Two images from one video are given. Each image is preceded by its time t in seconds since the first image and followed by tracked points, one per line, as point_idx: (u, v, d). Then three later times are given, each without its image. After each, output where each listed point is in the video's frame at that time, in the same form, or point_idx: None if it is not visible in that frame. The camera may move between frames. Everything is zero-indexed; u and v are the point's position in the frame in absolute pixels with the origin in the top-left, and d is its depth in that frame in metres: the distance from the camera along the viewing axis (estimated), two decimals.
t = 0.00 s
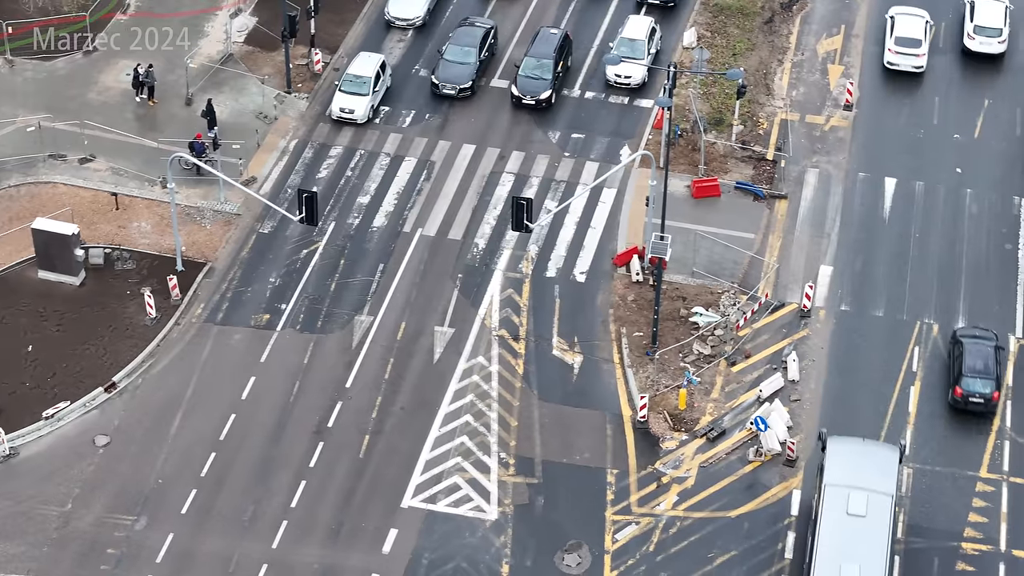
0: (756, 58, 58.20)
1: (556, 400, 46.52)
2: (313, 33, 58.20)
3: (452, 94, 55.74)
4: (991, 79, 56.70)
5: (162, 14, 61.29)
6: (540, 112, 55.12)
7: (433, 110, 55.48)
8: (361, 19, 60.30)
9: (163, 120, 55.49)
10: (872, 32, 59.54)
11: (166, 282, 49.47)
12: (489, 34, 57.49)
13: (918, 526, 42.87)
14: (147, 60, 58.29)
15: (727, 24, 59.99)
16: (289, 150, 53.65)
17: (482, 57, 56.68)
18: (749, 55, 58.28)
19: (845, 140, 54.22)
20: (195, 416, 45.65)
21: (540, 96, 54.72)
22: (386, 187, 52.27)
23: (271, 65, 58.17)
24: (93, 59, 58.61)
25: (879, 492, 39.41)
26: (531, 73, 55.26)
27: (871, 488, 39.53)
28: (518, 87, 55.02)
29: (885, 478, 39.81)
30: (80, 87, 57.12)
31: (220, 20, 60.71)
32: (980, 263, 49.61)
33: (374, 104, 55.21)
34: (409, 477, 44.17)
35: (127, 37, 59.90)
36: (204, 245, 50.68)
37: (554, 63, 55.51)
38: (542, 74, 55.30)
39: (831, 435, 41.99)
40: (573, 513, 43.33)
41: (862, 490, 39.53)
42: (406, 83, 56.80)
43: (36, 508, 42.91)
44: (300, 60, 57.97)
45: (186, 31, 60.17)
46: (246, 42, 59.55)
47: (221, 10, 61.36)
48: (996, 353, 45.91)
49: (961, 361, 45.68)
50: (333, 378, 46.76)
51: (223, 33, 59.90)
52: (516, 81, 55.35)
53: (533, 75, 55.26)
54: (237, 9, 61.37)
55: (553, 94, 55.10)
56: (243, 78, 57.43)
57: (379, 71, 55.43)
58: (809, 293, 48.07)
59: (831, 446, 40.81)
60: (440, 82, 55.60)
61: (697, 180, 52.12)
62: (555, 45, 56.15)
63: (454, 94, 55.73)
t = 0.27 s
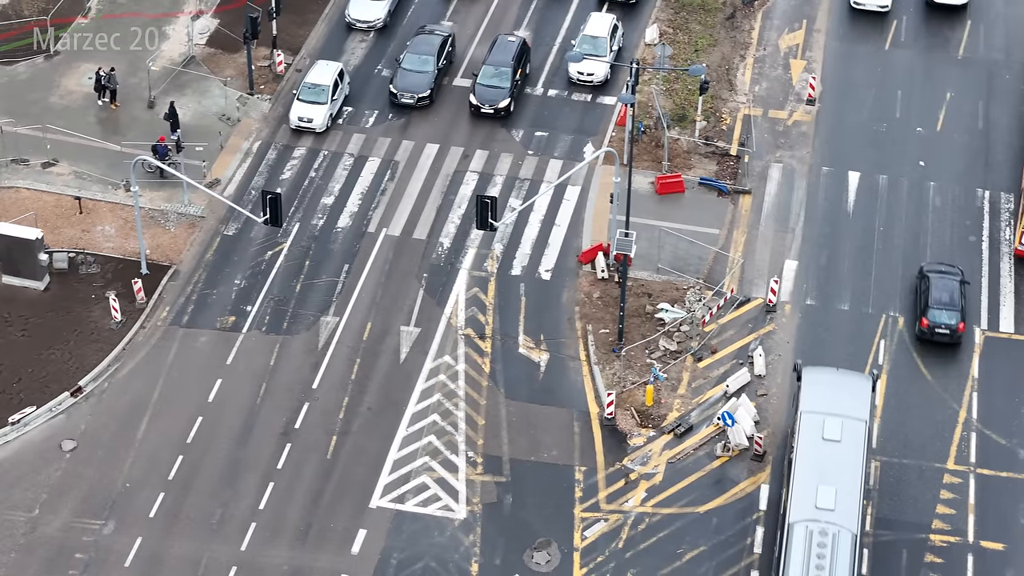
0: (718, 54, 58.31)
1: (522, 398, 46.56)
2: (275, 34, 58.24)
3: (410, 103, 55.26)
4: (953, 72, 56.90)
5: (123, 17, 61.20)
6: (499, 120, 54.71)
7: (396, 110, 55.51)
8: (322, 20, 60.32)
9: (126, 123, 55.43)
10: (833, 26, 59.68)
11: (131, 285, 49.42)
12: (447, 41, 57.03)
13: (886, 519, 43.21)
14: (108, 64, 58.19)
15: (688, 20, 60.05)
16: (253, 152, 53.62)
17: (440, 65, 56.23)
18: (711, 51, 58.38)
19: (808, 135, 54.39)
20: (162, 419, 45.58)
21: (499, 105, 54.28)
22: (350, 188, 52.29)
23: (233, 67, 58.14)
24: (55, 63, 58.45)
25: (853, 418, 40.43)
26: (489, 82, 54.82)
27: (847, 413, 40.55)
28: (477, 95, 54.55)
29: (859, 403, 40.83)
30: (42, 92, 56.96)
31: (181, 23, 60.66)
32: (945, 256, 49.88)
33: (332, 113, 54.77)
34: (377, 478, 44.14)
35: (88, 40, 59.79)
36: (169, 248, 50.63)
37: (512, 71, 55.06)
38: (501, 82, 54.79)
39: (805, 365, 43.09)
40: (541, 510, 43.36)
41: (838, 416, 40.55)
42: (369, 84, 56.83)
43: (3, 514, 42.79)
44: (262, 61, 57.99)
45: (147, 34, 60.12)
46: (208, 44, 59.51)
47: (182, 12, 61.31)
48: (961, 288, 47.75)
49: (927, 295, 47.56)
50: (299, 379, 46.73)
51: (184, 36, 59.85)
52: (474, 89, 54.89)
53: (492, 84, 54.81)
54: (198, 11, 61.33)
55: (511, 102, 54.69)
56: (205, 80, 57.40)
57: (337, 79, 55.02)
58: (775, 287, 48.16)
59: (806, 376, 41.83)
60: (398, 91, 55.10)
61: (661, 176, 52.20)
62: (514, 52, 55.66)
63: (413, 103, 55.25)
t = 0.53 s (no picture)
0: (680, 50, 58.34)
1: (489, 396, 46.58)
2: (236, 35, 58.28)
3: (368, 115, 54.81)
4: (914, 65, 57.44)
5: (84, 20, 61.01)
6: (457, 132, 54.31)
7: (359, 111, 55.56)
8: (284, 21, 60.30)
9: (89, 127, 55.33)
10: (795, 22, 59.91)
11: (96, 289, 49.34)
12: (404, 52, 56.61)
13: (854, 512, 43.45)
14: (70, 68, 58.02)
15: (651, 17, 60.00)
16: (216, 154, 53.66)
17: (398, 76, 55.79)
18: (673, 47, 58.39)
19: (771, 130, 54.65)
20: (129, 423, 45.49)
21: (457, 116, 53.89)
22: (314, 189, 52.34)
23: (195, 70, 58.11)
24: (16, 67, 58.20)
25: (824, 350, 42.48)
26: (446, 93, 54.48)
27: (818, 346, 42.60)
28: (434, 107, 54.16)
29: (830, 337, 42.95)
30: (3, 96, 56.72)
31: (143, 26, 60.56)
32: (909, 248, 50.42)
33: (290, 124, 54.34)
34: (345, 478, 44.12)
35: (49, 44, 59.56)
36: (133, 251, 50.57)
37: (470, 82, 54.75)
38: (458, 93, 54.58)
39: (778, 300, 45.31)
40: (510, 508, 43.39)
41: (810, 348, 42.58)
42: (331, 85, 56.87)
43: None
44: (224, 63, 58.04)
45: (108, 37, 60.00)
46: (170, 47, 59.44)
47: (143, 15, 61.20)
48: (925, 225, 49.79)
49: (893, 231, 49.61)
50: (265, 381, 46.70)
51: (146, 39, 59.76)
52: (432, 101, 54.51)
53: (449, 95, 54.48)
54: (159, 13, 61.22)
55: (469, 113, 54.31)
56: (167, 83, 57.34)
57: (294, 89, 54.65)
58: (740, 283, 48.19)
59: (780, 311, 43.90)
60: (355, 103, 54.66)
61: (625, 172, 52.24)
62: (471, 63, 55.36)
63: (370, 115, 54.80)
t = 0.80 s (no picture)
0: (642, 47, 58.48)
1: (455, 395, 46.58)
2: (197, 38, 58.32)
3: (324, 131, 54.29)
4: (876, 59, 57.83)
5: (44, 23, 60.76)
6: (414, 146, 53.85)
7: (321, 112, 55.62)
8: (245, 24, 60.31)
9: (51, 132, 55.21)
10: (756, 18, 60.13)
11: (59, 294, 49.27)
12: (359, 66, 56.03)
13: (822, 506, 43.47)
14: (31, 72, 57.82)
15: (612, 14, 60.26)
16: (179, 156, 53.75)
17: (354, 90, 55.21)
18: (635, 44, 58.59)
19: (734, 126, 54.86)
20: (95, 427, 45.40)
21: (413, 131, 53.41)
22: (277, 191, 52.43)
23: (157, 73, 58.06)
24: None
25: (793, 285, 44.48)
26: (403, 108, 53.98)
27: (788, 281, 44.67)
28: (390, 122, 53.67)
29: (799, 272, 44.95)
30: None
31: (104, 29, 60.41)
32: (872, 241, 50.96)
33: (246, 138, 53.82)
34: (312, 480, 44.09)
35: (9, 48, 59.31)
36: (97, 255, 50.51)
37: (426, 96, 54.25)
38: (415, 108, 54.03)
39: (747, 241, 47.26)
40: (478, 508, 43.37)
41: (780, 282, 44.64)
42: (293, 87, 56.92)
43: None
44: (185, 66, 58.08)
45: (68, 41, 59.83)
46: (131, 50, 59.33)
47: (104, 18, 61.02)
48: (887, 165, 52.13)
49: (856, 171, 51.85)
50: (230, 383, 46.64)
51: (107, 42, 59.63)
52: (388, 116, 54.01)
53: (406, 109, 53.98)
54: (120, 16, 61.06)
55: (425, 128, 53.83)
56: (129, 86, 57.24)
57: (250, 103, 54.16)
58: (705, 280, 48.30)
59: (749, 249, 45.92)
60: (311, 119, 54.13)
61: (588, 171, 52.47)
62: (428, 76, 54.75)
63: (327, 131, 54.28)
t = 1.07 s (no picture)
0: (604, 45, 58.89)
1: (422, 395, 46.59)
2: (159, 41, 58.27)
3: (280, 149, 53.76)
4: (837, 53, 58.55)
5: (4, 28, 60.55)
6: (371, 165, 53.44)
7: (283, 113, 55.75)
8: (206, 26, 60.33)
9: (12, 136, 54.97)
10: (717, 15, 60.67)
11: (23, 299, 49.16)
12: (314, 83, 55.52)
13: (789, 500, 43.56)
14: None
15: (573, 12, 60.51)
16: (141, 160, 53.77)
17: (309, 107, 54.71)
18: (596, 42, 58.94)
19: (697, 122, 55.21)
20: (60, 433, 45.27)
21: (371, 149, 53.00)
22: (241, 193, 52.51)
23: (119, 76, 57.97)
24: None
25: (762, 223, 46.64)
26: (359, 126, 53.55)
27: (757, 219, 46.82)
28: (347, 140, 53.23)
29: (768, 211, 47.09)
30: None
31: (64, 32, 60.23)
32: (836, 235, 51.34)
33: (202, 154, 53.38)
34: (280, 482, 44.04)
35: None
36: (61, 260, 50.44)
37: (382, 113, 53.86)
38: (371, 125, 53.63)
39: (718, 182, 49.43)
40: (446, 508, 43.37)
41: (749, 221, 46.78)
42: (255, 89, 56.94)
43: None
44: (147, 69, 58.03)
45: (29, 45, 59.65)
46: (92, 54, 59.17)
47: (65, 22, 60.84)
48: (849, 107, 54.33)
49: (820, 113, 54.11)
50: (196, 386, 46.59)
51: (68, 46, 59.48)
52: (344, 134, 53.56)
53: (362, 127, 53.55)
54: (81, 20, 60.89)
55: (382, 146, 53.46)
56: (91, 90, 57.15)
57: (206, 118, 53.74)
58: (670, 277, 48.46)
59: (720, 189, 48.08)
60: (267, 137, 53.61)
61: (552, 169, 52.49)
62: (383, 93, 54.37)
63: (283, 149, 53.75)
